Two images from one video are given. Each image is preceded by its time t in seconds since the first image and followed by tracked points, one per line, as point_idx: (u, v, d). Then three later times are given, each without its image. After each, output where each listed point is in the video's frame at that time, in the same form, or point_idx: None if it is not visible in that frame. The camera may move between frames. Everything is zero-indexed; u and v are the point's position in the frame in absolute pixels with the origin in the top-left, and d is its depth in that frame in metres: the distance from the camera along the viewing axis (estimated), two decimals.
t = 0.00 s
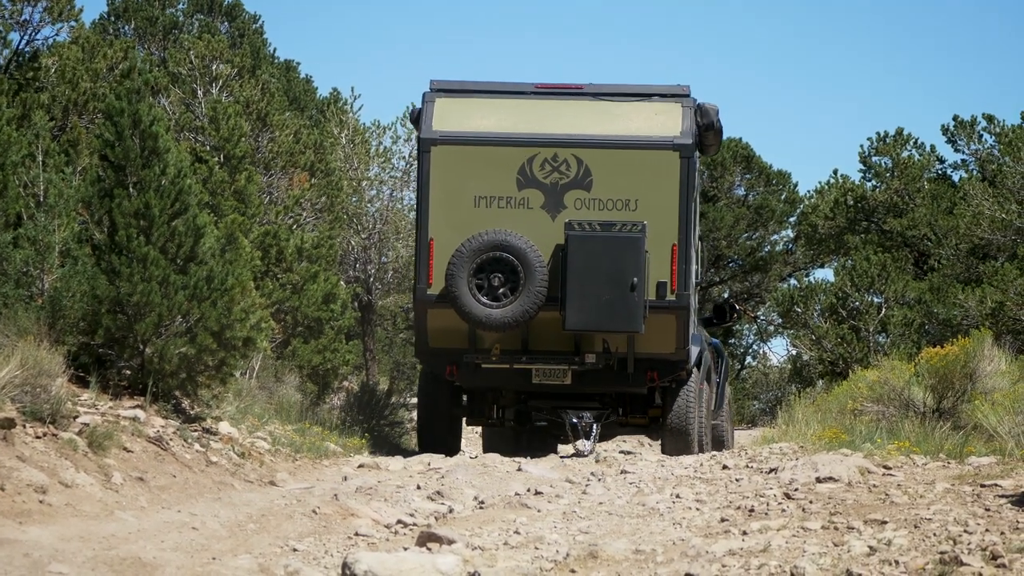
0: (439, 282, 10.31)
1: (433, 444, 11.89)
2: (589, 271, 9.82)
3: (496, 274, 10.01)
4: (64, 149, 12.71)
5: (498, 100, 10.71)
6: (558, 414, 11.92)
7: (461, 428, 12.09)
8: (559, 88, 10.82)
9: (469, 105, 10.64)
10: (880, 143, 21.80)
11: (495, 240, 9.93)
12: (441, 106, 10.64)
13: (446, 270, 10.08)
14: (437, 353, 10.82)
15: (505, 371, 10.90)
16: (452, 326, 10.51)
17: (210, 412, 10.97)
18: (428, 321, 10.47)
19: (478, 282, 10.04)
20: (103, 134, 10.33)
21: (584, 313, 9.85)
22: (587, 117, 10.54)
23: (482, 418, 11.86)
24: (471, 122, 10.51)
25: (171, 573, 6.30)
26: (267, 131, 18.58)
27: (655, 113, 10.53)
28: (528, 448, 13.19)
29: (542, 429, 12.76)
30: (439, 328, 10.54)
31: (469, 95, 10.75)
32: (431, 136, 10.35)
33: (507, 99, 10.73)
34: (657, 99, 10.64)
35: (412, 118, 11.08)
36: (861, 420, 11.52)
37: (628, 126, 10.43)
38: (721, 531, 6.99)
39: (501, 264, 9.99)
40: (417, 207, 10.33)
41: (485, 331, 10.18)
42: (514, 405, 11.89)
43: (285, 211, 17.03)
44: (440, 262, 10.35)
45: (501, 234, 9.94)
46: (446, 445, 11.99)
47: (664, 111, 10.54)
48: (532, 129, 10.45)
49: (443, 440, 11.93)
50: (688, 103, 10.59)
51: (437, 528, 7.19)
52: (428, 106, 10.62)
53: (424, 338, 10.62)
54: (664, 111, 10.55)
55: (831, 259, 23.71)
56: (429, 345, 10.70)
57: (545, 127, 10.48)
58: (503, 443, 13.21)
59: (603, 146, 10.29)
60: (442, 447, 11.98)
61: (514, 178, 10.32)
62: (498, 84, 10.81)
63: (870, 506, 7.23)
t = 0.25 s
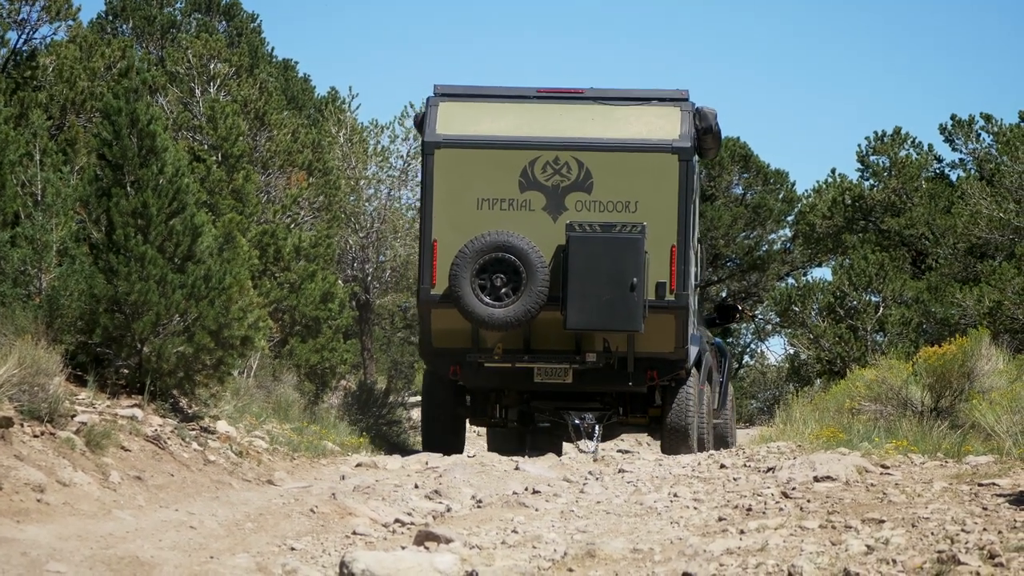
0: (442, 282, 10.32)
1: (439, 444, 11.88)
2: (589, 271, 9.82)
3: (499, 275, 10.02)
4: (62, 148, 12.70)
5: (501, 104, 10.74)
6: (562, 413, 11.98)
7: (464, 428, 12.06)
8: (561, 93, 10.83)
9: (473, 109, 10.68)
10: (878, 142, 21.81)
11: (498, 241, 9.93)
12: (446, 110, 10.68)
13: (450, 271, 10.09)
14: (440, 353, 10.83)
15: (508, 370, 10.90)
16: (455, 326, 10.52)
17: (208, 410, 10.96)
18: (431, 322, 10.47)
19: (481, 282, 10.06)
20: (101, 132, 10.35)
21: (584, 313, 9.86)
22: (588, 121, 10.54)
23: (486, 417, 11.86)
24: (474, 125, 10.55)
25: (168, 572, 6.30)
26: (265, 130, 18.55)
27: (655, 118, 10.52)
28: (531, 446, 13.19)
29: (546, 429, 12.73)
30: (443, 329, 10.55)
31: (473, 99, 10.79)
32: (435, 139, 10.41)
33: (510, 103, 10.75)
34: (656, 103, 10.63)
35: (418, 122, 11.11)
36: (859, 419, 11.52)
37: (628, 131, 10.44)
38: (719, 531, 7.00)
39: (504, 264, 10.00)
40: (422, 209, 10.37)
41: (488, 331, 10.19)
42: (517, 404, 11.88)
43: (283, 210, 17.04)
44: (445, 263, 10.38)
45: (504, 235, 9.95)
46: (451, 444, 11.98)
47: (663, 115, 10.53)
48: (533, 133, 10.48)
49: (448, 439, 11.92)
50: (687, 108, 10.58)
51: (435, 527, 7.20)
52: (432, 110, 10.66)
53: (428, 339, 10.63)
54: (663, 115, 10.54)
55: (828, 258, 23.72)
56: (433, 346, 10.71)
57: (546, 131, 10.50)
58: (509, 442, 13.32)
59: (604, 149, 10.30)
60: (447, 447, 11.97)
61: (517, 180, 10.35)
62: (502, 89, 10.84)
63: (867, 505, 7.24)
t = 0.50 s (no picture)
0: (444, 285, 10.33)
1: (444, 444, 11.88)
2: (587, 274, 9.84)
3: (499, 278, 10.04)
4: (59, 147, 12.69)
5: (500, 110, 10.70)
6: (567, 414, 11.92)
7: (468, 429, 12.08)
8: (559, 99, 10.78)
9: (474, 114, 10.66)
10: (876, 141, 21.81)
11: (498, 245, 9.95)
12: (447, 119, 10.61)
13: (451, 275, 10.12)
14: (442, 355, 10.85)
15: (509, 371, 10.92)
16: (457, 329, 10.54)
17: (205, 409, 10.94)
18: (433, 325, 10.49)
19: (482, 286, 10.08)
20: (99, 131, 10.34)
21: (582, 315, 9.87)
22: (586, 128, 10.53)
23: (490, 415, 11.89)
24: (474, 132, 10.53)
25: (166, 571, 6.30)
26: (263, 129, 18.50)
27: (651, 123, 10.51)
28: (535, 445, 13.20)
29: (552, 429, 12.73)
30: (445, 332, 10.57)
31: (472, 106, 10.73)
32: (436, 146, 10.40)
33: (510, 109, 10.72)
34: (653, 109, 10.61)
35: (419, 127, 11.08)
36: (856, 417, 11.53)
37: (625, 136, 10.43)
38: (716, 529, 7.00)
39: (504, 268, 10.01)
40: (423, 216, 10.39)
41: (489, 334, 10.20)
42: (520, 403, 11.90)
43: (280, 208, 17.04)
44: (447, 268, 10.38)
45: (504, 239, 9.97)
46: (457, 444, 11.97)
47: (659, 121, 10.52)
48: (533, 140, 10.47)
49: (453, 440, 11.91)
50: (684, 113, 10.53)
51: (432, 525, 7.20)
52: (432, 118, 10.61)
53: (430, 340, 10.67)
54: (659, 120, 10.53)
55: (826, 257, 23.72)
56: (436, 347, 10.74)
57: (545, 137, 10.49)
58: (514, 441, 13.32)
59: (602, 156, 10.30)
60: (453, 447, 11.97)
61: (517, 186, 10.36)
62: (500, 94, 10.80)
63: (865, 504, 7.24)
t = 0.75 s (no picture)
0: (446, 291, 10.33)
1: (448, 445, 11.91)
2: (586, 279, 9.84)
3: (499, 284, 10.04)
4: (57, 146, 12.68)
5: (500, 119, 10.73)
6: (570, 413, 11.94)
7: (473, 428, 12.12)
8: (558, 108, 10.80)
9: (474, 124, 10.69)
10: (874, 140, 21.82)
11: (498, 252, 9.96)
12: (448, 127, 10.67)
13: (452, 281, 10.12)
14: (445, 359, 10.87)
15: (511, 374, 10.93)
16: (460, 334, 10.54)
17: (204, 409, 10.92)
18: (436, 330, 10.50)
19: (483, 292, 10.08)
20: (96, 131, 10.34)
21: (582, 320, 9.89)
22: (584, 135, 10.53)
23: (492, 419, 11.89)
24: (474, 140, 10.56)
25: (164, 571, 6.30)
26: (261, 128, 18.48)
27: (648, 130, 10.52)
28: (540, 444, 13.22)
29: (557, 425, 12.75)
30: (447, 336, 10.58)
31: (473, 115, 10.77)
32: (437, 154, 10.42)
33: (509, 118, 10.73)
34: (650, 116, 10.62)
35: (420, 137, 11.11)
36: (854, 417, 11.53)
37: (623, 143, 10.43)
38: (714, 528, 7.00)
39: (505, 274, 10.02)
40: (425, 225, 10.41)
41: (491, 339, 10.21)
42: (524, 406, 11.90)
43: (278, 208, 17.03)
44: (448, 274, 10.38)
45: (504, 245, 9.97)
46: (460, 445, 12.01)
47: (656, 128, 10.53)
48: (532, 147, 10.47)
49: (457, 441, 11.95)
50: (680, 120, 10.55)
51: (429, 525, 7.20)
52: (432, 127, 10.64)
53: (432, 345, 10.68)
54: (655, 127, 10.54)
55: (824, 256, 23.73)
56: (438, 352, 10.75)
57: (544, 144, 10.50)
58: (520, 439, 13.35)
59: (601, 162, 10.30)
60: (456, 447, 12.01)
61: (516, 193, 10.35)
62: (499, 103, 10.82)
63: (863, 502, 7.25)
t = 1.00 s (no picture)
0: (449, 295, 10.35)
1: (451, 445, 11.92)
2: (585, 281, 9.86)
3: (500, 288, 10.04)
4: (53, 145, 12.68)
5: (502, 123, 10.72)
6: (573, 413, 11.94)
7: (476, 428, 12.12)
8: (558, 113, 10.79)
9: (476, 129, 10.69)
10: (871, 139, 21.83)
11: (499, 255, 9.97)
12: (450, 134, 10.62)
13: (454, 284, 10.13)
14: (447, 362, 10.87)
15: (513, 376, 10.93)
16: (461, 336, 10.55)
17: (201, 408, 10.91)
18: (438, 332, 10.50)
19: (484, 295, 10.08)
20: (93, 131, 10.33)
21: (581, 322, 9.90)
22: (584, 141, 10.53)
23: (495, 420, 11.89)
24: (476, 146, 10.56)
25: (162, 570, 6.29)
26: (258, 128, 18.48)
27: (647, 136, 10.51)
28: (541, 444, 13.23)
29: (559, 426, 12.75)
30: (450, 339, 10.58)
31: (475, 121, 10.76)
32: (439, 160, 10.42)
33: (510, 124, 10.73)
34: (649, 122, 10.62)
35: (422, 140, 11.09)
36: (851, 416, 11.52)
37: (622, 148, 10.43)
38: (711, 527, 7.01)
39: (506, 277, 10.03)
40: (428, 229, 10.41)
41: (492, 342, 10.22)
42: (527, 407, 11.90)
43: (275, 207, 17.03)
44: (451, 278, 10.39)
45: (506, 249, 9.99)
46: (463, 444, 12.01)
47: (654, 133, 10.52)
48: (533, 153, 10.48)
49: (460, 441, 11.95)
50: (677, 125, 10.55)
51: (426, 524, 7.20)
52: (435, 133, 10.63)
53: (434, 348, 10.68)
54: (653, 133, 10.53)
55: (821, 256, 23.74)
56: (440, 354, 10.75)
57: (545, 150, 10.50)
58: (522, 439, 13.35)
59: (600, 167, 10.30)
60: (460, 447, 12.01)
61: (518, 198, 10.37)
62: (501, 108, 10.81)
63: (860, 501, 7.25)
